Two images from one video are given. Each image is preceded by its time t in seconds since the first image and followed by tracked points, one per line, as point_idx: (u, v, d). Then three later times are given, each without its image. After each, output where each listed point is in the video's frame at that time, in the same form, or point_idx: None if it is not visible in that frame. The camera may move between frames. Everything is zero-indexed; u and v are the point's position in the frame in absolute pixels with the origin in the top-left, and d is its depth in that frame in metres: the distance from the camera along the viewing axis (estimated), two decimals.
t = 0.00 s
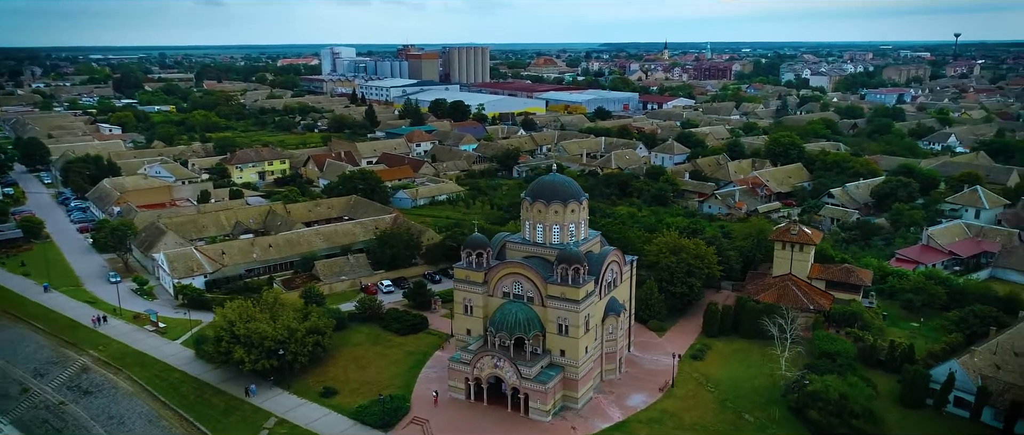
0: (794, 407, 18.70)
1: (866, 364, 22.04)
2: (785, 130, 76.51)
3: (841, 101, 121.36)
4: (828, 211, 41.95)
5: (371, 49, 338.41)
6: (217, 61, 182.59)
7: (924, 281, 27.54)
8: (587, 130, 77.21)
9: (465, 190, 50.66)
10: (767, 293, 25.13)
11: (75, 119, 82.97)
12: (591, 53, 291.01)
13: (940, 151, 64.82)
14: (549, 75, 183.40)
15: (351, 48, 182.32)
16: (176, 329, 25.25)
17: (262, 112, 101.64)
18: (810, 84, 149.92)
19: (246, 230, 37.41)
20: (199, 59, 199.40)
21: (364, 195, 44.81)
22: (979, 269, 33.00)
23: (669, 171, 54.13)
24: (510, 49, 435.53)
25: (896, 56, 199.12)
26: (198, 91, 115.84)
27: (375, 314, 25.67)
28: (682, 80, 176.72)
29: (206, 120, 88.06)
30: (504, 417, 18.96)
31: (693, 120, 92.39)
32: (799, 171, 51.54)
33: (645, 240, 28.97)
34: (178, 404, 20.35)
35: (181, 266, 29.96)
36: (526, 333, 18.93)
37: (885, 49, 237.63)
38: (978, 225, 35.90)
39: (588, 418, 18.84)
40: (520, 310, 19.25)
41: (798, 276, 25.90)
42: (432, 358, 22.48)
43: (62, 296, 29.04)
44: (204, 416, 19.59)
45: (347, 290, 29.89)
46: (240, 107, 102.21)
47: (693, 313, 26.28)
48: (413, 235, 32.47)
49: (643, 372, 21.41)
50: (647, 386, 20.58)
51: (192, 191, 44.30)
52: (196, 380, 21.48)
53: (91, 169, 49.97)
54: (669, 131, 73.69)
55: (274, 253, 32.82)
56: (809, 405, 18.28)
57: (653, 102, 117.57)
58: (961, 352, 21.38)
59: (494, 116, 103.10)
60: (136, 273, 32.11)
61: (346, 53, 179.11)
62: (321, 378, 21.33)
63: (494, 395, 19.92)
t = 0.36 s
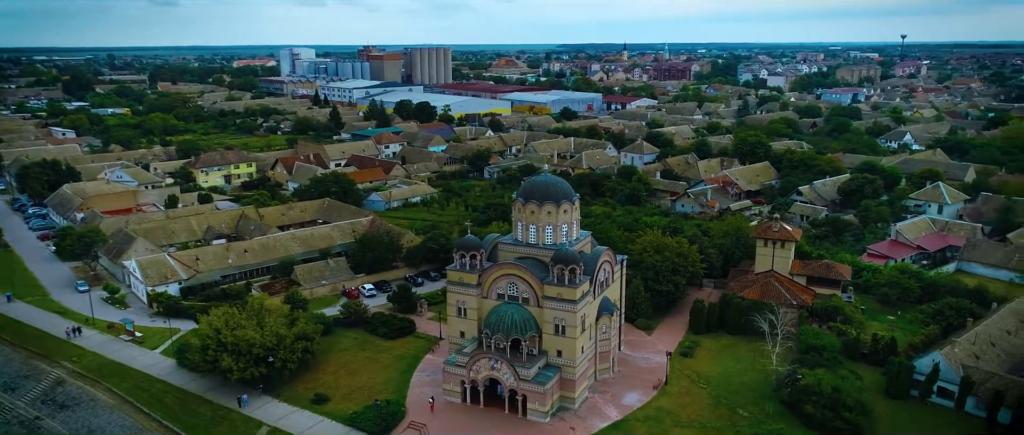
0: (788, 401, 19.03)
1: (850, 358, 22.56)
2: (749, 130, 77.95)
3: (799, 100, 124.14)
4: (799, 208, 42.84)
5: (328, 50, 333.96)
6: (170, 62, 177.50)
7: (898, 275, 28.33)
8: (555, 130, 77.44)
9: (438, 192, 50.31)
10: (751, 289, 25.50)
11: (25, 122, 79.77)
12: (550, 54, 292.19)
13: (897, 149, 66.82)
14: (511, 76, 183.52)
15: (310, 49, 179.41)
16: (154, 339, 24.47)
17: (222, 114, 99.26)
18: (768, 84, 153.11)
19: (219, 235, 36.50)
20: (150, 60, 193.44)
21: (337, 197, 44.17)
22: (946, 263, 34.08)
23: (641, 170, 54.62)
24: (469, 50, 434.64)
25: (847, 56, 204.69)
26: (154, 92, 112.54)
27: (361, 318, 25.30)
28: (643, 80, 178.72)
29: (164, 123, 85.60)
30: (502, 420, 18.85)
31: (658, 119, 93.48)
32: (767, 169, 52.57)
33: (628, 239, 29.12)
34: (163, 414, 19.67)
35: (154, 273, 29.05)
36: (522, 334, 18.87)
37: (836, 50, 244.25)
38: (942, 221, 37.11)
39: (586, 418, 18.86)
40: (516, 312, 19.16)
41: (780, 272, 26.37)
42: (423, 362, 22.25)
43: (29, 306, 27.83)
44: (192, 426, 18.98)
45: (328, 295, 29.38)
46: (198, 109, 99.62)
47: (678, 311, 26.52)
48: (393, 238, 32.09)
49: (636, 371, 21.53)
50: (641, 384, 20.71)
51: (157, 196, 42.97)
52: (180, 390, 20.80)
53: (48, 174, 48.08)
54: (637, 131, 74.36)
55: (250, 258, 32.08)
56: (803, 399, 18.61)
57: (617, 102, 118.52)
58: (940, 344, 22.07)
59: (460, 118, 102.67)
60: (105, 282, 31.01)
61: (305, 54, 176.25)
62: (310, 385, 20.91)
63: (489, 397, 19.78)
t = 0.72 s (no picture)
0: (783, 396, 19.31)
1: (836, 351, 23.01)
2: (715, 128, 79.08)
3: (759, 99, 126.45)
4: (771, 205, 43.62)
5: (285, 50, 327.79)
6: (122, 63, 172.14)
7: (876, 269, 28.97)
8: (524, 130, 77.45)
9: (412, 193, 49.84)
10: (737, 285, 25.83)
11: None
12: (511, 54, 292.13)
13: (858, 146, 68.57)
14: (474, 76, 183.11)
15: (269, 49, 176.16)
16: (134, 348, 23.70)
17: (182, 116, 96.75)
18: (728, 84, 155.74)
19: (192, 240, 35.58)
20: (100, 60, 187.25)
21: (311, 200, 43.43)
22: (916, 256, 35.12)
23: (614, 169, 54.97)
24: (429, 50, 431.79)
25: (802, 56, 209.43)
26: (109, 94, 109.10)
27: (349, 323, 24.89)
28: (605, 80, 180.04)
29: (121, 126, 83.06)
30: (503, 422, 18.73)
31: (625, 119, 94.26)
32: (737, 167, 53.45)
33: (612, 238, 29.25)
34: (150, 426, 19.02)
35: (128, 281, 28.14)
36: (521, 336, 18.78)
37: (792, 50, 249.59)
38: (910, 216, 38.20)
39: (587, 418, 18.86)
40: (514, 313, 19.05)
41: (764, 269, 26.77)
42: (416, 366, 21.99)
43: None
44: None
45: (310, 299, 28.83)
46: (157, 111, 96.90)
47: (665, 309, 26.73)
48: (375, 240, 31.66)
49: (631, 369, 21.61)
50: (638, 383, 20.80)
51: (123, 200, 41.68)
52: (167, 401, 20.16)
53: (5, 179, 46.22)
54: (605, 131, 74.78)
55: (227, 263, 31.35)
56: (799, 393, 18.89)
57: (582, 102, 119.05)
58: (923, 336, 22.66)
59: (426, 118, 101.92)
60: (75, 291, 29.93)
61: (265, 54, 172.98)
62: (303, 392, 20.46)
63: (487, 400, 19.64)
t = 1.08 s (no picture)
0: (782, 391, 19.57)
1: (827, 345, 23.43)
2: (686, 127, 80.00)
3: (727, 98, 128.24)
4: (749, 203, 44.24)
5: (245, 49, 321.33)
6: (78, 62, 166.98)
7: (858, 264, 29.57)
8: (499, 130, 77.31)
9: (390, 194, 49.39)
10: (728, 282, 26.10)
11: None
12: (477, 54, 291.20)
13: (827, 144, 69.95)
14: (443, 75, 182.37)
15: (233, 48, 172.92)
16: (119, 357, 23.01)
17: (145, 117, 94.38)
18: (695, 83, 157.70)
19: (169, 245, 34.72)
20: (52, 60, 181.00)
21: (289, 202, 42.74)
22: (893, 251, 35.96)
23: (591, 168, 55.23)
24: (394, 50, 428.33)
25: (765, 56, 213.16)
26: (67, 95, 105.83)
27: (341, 326, 24.49)
28: (573, 79, 180.81)
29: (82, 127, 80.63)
30: (507, 423, 18.61)
31: (597, 118, 94.76)
32: (712, 166, 54.10)
33: (602, 237, 29.29)
34: None
35: (108, 288, 27.32)
36: (524, 337, 18.69)
37: (756, 50, 253.88)
38: (885, 212, 39.08)
39: (591, 418, 18.83)
40: (517, 313, 18.94)
41: (753, 265, 27.11)
42: (414, 368, 21.76)
43: None
44: None
45: (297, 303, 28.33)
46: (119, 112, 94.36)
47: (657, 306, 26.87)
48: (361, 242, 31.24)
49: (629, 368, 21.68)
50: (638, 381, 20.87)
51: (93, 204, 40.95)
52: (158, 410, 19.58)
53: None
54: (579, 130, 75.05)
55: (209, 267, 30.64)
56: (798, 388, 19.17)
57: (553, 102, 119.15)
58: (911, 329, 23.14)
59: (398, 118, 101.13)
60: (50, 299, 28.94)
61: (228, 54, 169.77)
62: (300, 398, 20.08)
63: (490, 401, 19.50)
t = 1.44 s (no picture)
0: (779, 385, 19.86)
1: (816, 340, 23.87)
2: (657, 126, 80.82)
3: (693, 98, 129.90)
4: (726, 201, 44.82)
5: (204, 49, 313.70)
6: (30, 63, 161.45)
7: (839, 259, 30.21)
8: (472, 130, 77.08)
9: (367, 195, 48.87)
10: (716, 278, 26.44)
11: None
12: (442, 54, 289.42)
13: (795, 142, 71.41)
14: (409, 76, 181.23)
15: (194, 48, 169.20)
16: (103, 366, 22.32)
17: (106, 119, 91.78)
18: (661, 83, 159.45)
19: (145, 250, 33.81)
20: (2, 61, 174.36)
21: (266, 205, 41.99)
22: (869, 246, 36.82)
23: (568, 168, 55.45)
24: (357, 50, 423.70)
25: (728, 56, 216.61)
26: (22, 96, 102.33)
27: (332, 330, 24.14)
28: (539, 79, 181.29)
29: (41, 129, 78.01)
30: (510, 424, 18.53)
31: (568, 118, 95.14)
32: (687, 164, 54.74)
33: (589, 236, 29.37)
34: None
35: (85, 295, 26.48)
36: (525, 337, 18.63)
37: (718, 50, 257.70)
38: (859, 207, 39.96)
39: (593, 416, 18.85)
40: (517, 314, 18.90)
41: (740, 262, 27.48)
42: (410, 371, 21.54)
43: None
44: None
45: (283, 308, 27.84)
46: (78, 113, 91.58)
47: (646, 304, 27.04)
48: (346, 244, 30.83)
49: (626, 366, 21.78)
50: (636, 378, 20.97)
51: (62, 209, 39.36)
52: (149, 419, 19.01)
53: None
54: (553, 130, 75.26)
55: (189, 272, 29.94)
56: (795, 382, 19.47)
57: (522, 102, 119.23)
58: (896, 322, 23.71)
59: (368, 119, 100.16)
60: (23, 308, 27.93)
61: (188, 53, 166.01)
62: (297, 403, 19.72)
63: (491, 402, 19.40)
